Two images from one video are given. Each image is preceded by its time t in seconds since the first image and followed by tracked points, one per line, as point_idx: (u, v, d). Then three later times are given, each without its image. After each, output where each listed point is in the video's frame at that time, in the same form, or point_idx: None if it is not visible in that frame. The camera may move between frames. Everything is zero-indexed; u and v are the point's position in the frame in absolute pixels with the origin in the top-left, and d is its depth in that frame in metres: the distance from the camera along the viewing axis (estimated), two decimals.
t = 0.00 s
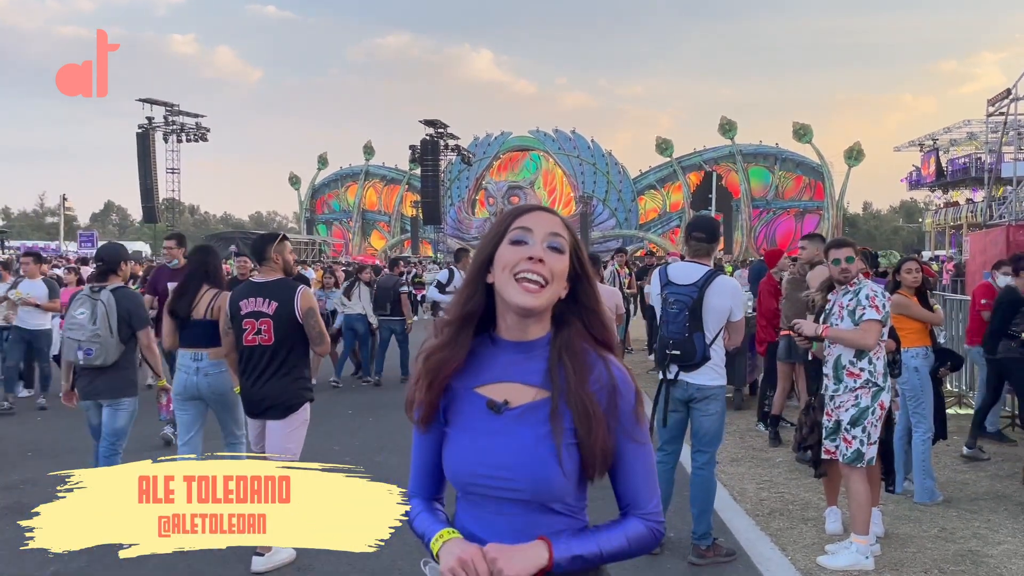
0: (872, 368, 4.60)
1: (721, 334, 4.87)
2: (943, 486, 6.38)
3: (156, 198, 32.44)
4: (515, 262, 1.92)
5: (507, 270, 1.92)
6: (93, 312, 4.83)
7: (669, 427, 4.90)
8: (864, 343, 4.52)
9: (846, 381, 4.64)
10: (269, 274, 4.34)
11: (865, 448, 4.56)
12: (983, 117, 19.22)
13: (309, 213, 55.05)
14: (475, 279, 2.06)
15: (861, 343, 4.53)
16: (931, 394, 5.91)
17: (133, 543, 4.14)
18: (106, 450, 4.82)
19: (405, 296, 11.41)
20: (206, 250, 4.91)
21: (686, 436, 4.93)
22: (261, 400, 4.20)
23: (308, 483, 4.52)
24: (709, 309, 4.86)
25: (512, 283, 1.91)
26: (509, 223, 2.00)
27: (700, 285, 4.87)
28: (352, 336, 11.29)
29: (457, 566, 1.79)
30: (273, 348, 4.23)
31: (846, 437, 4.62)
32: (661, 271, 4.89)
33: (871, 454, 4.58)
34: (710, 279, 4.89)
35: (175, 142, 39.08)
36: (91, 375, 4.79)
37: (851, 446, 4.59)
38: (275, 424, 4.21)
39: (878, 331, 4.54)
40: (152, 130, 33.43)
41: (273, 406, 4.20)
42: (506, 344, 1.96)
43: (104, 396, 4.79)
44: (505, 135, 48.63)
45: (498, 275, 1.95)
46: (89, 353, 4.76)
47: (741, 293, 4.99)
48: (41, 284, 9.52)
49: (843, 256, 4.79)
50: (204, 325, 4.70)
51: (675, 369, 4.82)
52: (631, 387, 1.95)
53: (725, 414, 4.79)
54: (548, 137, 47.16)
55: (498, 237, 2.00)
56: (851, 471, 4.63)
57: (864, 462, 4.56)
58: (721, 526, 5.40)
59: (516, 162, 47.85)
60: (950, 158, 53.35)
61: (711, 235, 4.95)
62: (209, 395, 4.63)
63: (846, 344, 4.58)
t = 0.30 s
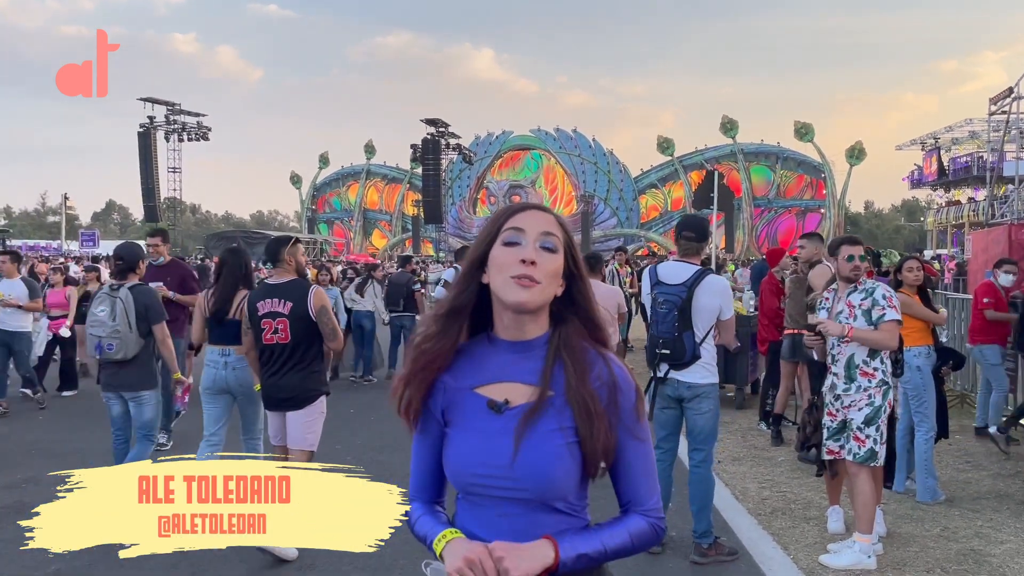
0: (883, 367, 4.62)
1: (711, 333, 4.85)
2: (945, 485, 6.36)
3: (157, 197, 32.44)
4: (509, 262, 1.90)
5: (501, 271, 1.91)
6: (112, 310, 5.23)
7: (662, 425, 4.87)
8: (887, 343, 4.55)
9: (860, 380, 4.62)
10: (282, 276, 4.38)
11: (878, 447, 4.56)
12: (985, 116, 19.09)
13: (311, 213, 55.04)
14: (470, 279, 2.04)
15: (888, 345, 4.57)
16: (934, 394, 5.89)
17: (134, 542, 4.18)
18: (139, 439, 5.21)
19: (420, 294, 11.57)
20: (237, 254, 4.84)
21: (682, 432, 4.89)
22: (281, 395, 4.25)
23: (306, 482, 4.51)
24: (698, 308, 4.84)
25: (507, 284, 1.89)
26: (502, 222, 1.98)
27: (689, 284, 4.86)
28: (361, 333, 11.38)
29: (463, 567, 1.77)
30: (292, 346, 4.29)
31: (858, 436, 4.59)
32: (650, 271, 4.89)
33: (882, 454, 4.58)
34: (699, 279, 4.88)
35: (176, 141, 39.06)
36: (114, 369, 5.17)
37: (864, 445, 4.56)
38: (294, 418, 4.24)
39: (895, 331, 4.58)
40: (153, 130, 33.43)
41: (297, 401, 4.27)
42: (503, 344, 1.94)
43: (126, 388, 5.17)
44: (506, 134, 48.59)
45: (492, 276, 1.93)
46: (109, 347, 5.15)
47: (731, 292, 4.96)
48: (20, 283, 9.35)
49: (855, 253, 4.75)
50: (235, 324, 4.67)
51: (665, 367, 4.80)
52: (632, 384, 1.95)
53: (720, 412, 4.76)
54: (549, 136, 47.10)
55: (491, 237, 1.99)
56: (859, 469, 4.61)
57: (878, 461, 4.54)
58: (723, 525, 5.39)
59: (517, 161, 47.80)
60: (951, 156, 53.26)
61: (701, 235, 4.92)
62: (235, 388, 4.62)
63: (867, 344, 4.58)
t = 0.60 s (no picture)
0: (887, 366, 4.63)
1: (708, 330, 4.85)
2: (947, 484, 6.36)
3: (160, 195, 32.45)
4: (504, 261, 1.91)
5: (497, 270, 1.91)
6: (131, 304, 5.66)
7: (661, 422, 4.88)
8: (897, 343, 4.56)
9: (865, 378, 4.62)
10: (300, 272, 5.02)
11: (884, 445, 4.58)
12: (989, 113, 18.98)
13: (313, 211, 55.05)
14: (464, 280, 2.05)
15: (896, 344, 4.57)
16: (936, 392, 5.89)
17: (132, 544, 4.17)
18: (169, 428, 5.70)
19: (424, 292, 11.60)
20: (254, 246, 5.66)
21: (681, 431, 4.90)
22: (293, 378, 4.85)
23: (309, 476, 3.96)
24: (694, 305, 4.83)
25: (503, 282, 1.89)
26: (496, 221, 1.99)
27: (685, 282, 4.86)
28: (369, 331, 11.42)
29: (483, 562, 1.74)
30: (304, 335, 4.91)
31: (864, 434, 4.60)
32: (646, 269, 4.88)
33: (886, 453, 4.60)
34: (694, 276, 4.88)
35: (178, 139, 39.08)
36: (131, 359, 5.60)
37: (870, 443, 4.58)
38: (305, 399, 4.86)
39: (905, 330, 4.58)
40: (155, 127, 33.44)
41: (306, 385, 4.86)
42: (502, 343, 1.94)
43: (148, 378, 5.61)
44: (507, 133, 48.58)
45: (488, 276, 1.93)
46: (125, 339, 5.55)
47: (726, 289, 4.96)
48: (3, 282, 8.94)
49: (858, 250, 4.75)
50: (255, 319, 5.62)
51: (663, 366, 4.81)
52: (630, 380, 1.98)
53: (718, 409, 4.76)
54: (551, 135, 47.06)
55: (485, 236, 1.98)
56: (863, 467, 4.61)
57: (885, 458, 4.56)
58: (724, 523, 5.39)
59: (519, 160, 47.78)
60: (954, 154, 53.18)
61: (695, 232, 4.92)
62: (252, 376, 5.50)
63: (877, 343, 4.58)
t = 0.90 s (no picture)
0: (885, 364, 4.62)
1: (711, 328, 4.84)
2: (949, 482, 6.35)
3: (162, 194, 32.48)
4: (507, 257, 1.90)
5: (500, 268, 1.90)
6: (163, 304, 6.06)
7: (662, 422, 4.88)
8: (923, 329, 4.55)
9: (863, 377, 4.62)
10: (327, 272, 5.27)
11: (881, 444, 4.57)
12: (991, 111, 18.93)
13: (315, 210, 55.08)
14: (458, 281, 2.04)
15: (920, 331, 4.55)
16: (938, 390, 5.88)
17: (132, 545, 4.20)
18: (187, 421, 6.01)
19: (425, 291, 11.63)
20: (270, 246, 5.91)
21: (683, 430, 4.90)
22: (315, 373, 5.09)
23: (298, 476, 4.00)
24: (697, 303, 4.83)
25: (508, 279, 1.88)
26: (490, 220, 1.98)
27: (688, 279, 4.86)
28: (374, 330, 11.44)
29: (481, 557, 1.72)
30: (329, 334, 5.18)
31: (861, 433, 4.60)
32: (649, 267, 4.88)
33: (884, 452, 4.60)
34: (697, 274, 4.87)
35: (181, 137, 39.12)
36: (162, 356, 5.95)
37: (868, 442, 4.57)
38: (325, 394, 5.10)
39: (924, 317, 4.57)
40: (157, 125, 33.47)
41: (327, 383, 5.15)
42: (502, 341, 1.94)
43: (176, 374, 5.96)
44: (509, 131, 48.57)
45: (490, 275, 1.92)
46: (157, 337, 5.90)
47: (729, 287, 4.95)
48: None
49: (857, 247, 4.79)
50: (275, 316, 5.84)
51: (665, 364, 4.80)
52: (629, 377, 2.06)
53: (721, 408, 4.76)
54: (552, 133, 47.03)
55: (481, 234, 1.98)
56: (861, 466, 4.61)
57: (882, 457, 4.55)
58: (725, 522, 5.39)
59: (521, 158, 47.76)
60: (957, 152, 53.09)
61: (697, 231, 4.92)
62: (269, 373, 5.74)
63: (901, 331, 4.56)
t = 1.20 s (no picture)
0: (886, 362, 4.63)
1: (716, 327, 4.85)
2: (950, 481, 6.36)
3: (163, 193, 32.51)
4: (522, 260, 1.91)
5: (516, 270, 1.90)
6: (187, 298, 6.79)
7: (668, 421, 4.90)
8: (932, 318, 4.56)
9: (865, 376, 4.62)
10: (353, 268, 5.97)
11: (881, 442, 4.59)
12: (992, 110, 18.85)
13: (316, 209, 55.06)
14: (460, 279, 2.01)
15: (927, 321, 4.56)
16: (940, 388, 5.88)
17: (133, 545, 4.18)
18: (198, 409, 6.57)
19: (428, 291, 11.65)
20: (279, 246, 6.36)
21: (686, 429, 4.90)
22: (344, 360, 5.86)
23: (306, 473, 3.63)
24: (702, 301, 4.84)
25: (525, 282, 1.90)
26: (497, 219, 1.97)
27: (693, 277, 4.87)
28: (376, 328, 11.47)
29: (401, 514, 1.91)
30: (356, 324, 5.89)
31: (862, 432, 4.61)
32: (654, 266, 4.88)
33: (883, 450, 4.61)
34: (702, 272, 4.88)
35: (182, 136, 39.16)
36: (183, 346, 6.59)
37: (868, 441, 4.59)
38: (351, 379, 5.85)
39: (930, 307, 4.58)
40: (159, 124, 33.51)
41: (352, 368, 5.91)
42: (505, 340, 1.96)
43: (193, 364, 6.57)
44: (510, 130, 48.56)
45: (504, 277, 1.92)
46: (183, 328, 6.59)
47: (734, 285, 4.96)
48: None
49: (857, 245, 4.81)
50: (277, 308, 6.35)
51: (671, 363, 4.82)
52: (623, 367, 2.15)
53: (725, 407, 4.77)
54: (553, 132, 47.00)
55: (488, 234, 1.96)
56: (860, 465, 4.63)
57: (882, 456, 4.57)
58: (725, 520, 5.41)
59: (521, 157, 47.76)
60: (959, 152, 53.03)
61: (701, 229, 4.92)
62: (280, 366, 6.34)
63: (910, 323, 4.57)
